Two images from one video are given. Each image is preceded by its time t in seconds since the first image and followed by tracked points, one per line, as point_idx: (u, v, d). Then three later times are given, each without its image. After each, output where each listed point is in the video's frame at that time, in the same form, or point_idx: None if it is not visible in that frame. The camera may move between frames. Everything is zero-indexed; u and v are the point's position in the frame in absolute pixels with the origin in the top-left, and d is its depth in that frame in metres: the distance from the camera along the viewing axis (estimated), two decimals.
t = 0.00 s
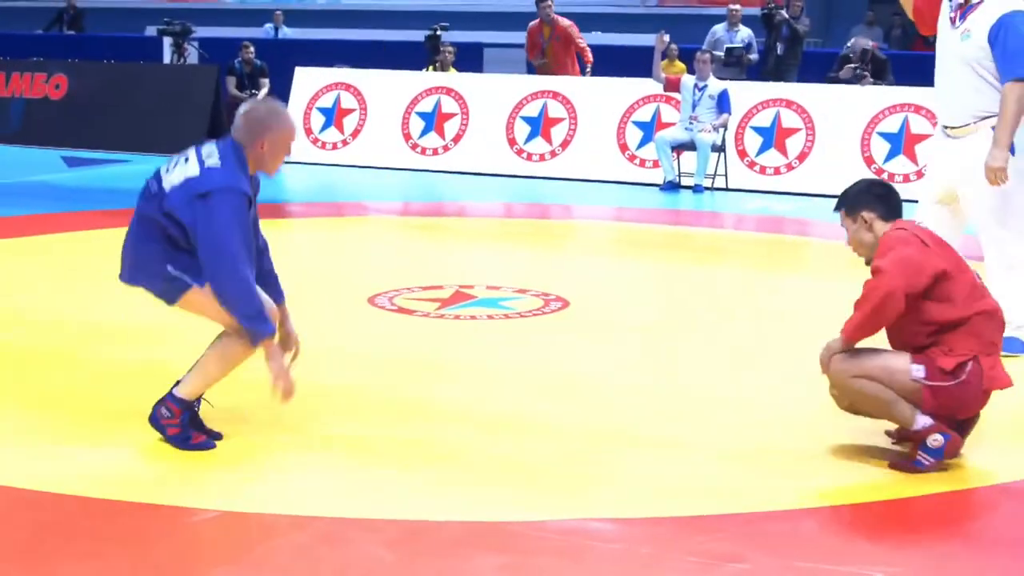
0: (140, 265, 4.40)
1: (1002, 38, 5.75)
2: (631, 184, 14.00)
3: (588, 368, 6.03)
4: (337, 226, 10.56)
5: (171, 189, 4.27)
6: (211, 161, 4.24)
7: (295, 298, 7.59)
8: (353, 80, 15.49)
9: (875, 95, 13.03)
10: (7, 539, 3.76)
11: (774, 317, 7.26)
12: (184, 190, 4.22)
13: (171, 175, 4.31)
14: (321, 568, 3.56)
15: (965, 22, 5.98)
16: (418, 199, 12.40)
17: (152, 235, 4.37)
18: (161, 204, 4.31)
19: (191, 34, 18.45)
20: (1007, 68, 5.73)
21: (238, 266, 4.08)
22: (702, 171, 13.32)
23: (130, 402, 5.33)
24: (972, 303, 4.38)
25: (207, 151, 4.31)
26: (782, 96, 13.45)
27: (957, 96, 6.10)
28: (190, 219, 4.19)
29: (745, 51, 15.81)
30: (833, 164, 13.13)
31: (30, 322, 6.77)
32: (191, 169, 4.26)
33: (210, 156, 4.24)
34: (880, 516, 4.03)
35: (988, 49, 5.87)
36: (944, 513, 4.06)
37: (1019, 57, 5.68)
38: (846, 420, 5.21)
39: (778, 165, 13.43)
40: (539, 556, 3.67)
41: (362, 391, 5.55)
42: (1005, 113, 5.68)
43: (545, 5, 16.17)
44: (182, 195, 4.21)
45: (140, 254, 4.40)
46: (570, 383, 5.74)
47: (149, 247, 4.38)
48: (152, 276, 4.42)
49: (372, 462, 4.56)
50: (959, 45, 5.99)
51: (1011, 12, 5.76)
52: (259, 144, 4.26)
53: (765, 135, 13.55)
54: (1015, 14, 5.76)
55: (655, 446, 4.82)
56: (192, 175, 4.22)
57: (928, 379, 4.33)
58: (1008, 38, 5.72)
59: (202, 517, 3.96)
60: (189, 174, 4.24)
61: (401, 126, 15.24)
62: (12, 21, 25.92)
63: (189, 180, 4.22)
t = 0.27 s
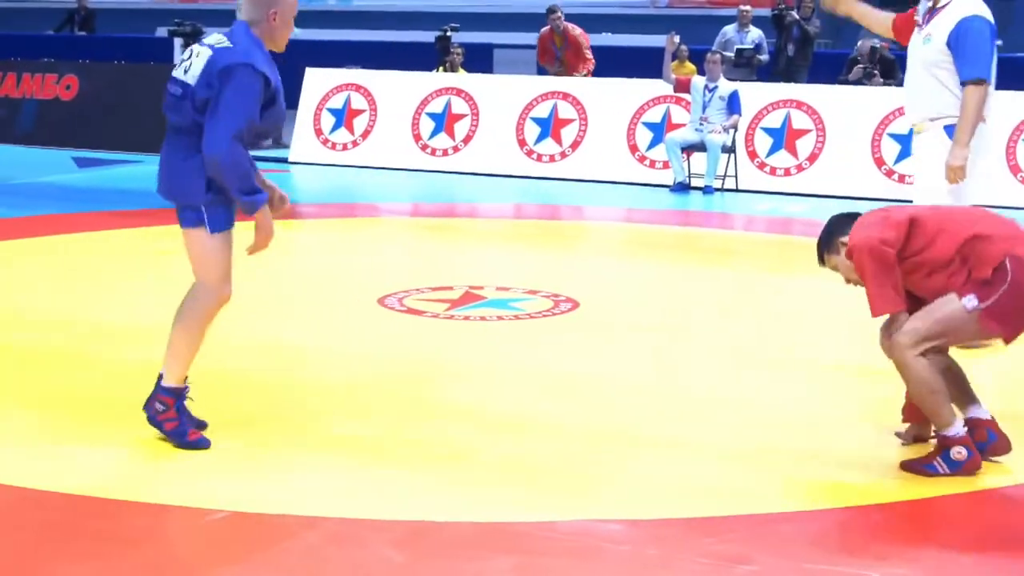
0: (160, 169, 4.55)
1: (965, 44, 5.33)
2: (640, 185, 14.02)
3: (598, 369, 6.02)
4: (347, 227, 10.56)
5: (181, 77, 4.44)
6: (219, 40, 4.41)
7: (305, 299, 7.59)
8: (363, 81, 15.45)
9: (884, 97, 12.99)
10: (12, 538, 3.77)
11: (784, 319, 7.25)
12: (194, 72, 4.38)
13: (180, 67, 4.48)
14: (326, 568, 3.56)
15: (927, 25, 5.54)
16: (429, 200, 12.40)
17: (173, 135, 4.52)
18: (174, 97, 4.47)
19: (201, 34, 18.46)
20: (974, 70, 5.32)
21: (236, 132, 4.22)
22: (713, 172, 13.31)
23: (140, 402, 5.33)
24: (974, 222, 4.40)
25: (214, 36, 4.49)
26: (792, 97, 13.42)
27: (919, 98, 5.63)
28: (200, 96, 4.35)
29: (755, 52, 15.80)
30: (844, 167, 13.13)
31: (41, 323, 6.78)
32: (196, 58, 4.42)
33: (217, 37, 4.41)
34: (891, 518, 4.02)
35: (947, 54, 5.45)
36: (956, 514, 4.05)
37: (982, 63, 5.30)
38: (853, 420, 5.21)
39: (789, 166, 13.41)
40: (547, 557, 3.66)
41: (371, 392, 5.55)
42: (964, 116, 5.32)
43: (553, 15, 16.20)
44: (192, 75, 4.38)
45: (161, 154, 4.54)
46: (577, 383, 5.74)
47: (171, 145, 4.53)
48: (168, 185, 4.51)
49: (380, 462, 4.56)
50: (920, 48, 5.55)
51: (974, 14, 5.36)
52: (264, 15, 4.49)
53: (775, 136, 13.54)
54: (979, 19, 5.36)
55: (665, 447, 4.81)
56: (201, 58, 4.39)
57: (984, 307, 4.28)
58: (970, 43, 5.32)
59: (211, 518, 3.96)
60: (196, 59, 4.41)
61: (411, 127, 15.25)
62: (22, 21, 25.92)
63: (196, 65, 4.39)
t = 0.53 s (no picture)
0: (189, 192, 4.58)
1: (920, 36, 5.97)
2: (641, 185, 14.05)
3: (599, 369, 6.02)
4: (348, 226, 10.56)
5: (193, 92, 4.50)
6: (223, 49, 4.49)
7: (306, 299, 7.59)
8: (364, 81, 15.45)
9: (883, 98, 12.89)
10: (14, 538, 3.77)
11: (786, 318, 7.25)
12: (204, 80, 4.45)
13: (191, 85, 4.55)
14: (328, 568, 3.56)
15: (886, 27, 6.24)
16: (430, 199, 12.40)
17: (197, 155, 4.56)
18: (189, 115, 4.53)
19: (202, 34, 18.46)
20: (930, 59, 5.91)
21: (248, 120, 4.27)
22: (713, 172, 13.33)
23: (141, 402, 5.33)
24: (970, 157, 4.42)
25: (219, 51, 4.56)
26: (792, 97, 13.33)
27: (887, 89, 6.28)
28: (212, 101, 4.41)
29: (756, 51, 15.80)
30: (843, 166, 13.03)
31: (42, 323, 6.78)
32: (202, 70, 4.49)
33: (219, 46, 4.48)
34: (893, 518, 4.01)
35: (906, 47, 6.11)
36: (958, 514, 4.04)
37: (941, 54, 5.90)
38: (855, 421, 5.21)
39: (790, 166, 13.37)
40: (549, 557, 3.66)
41: (372, 391, 5.55)
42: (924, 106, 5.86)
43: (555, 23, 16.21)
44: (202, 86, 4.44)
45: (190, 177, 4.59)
46: (578, 383, 5.74)
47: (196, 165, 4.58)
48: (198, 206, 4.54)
49: (382, 462, 4.56)
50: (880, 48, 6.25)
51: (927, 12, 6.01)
52: (265, 19, 4.56)
53: (776, 136, 13.50)
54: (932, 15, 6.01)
55: (667, 447, 4.80)
56: (208, 68, 4.46)
57: (980, 260, 4.30)
58: (925, 37, 5.95)
59: (213, 518, 3.96)
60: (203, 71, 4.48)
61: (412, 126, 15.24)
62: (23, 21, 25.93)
63: (203, 75, 4.46)
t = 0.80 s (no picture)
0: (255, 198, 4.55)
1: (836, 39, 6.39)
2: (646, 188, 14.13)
3: (602, 371, 6.01)
4: (350, 228, 10.56)
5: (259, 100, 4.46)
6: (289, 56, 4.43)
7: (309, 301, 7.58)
8: (365, 84, 15.38)
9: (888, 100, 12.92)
10: (19, 539, 3.77)
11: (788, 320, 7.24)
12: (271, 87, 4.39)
13: (254, 92, 4.50)
14: (334, 569, 3.56)
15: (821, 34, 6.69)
16: (432, 202, 12.39)
17: (264, 161, 4.52)
18: (255, 122, 4.48)
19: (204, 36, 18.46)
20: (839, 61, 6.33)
21: (320, 129, 4.23)
22: (715, 175, 13.35)
23: (144, 404, 5.32)
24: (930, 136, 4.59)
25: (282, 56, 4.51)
26: (795, 99, 13.23)
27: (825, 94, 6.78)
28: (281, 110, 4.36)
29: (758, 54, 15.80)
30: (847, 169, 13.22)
31: (46, 324, 6.77)
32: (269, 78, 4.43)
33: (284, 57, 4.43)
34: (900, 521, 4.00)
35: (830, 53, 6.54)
36: (962, 517, 4.04)
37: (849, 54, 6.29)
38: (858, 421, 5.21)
39: (792, 168, 13.41)
40: (554, 560, 3.65)
41: (376, 393, 5.54)
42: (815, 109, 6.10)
43: (559, 26, 16.18)
44: (270, 94, 4.39)
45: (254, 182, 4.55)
46: (582, 384, 5.74)
47: (263, 171, 4.54)
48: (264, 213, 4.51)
49: (386, 464, 4.56)
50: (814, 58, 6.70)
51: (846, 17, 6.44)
52: (330, 27, 4.47)
53: (779, 138, 13.45)
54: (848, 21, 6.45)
55: (671, 449, 4.80)
56: (275, 75, 4.41)
57: (907, 249, 4.59)
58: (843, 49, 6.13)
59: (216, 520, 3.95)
60: (269, 78, 4.42)
61: (414, 129, 15.25)
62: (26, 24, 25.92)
63: (271, 81, 4.40)
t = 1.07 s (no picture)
0: (341, 208, 4.53)
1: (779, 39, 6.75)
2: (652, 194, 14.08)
3: (611, 376, 6.01)
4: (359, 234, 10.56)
5: (348, 110, 4.43)
6: (375, 63, 4.41)
7: (319, 306, 7.59)
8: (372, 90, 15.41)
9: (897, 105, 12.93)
10: (27, 544, 3.77)
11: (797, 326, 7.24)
12: (364, 96, 4.38)
13: (337, 102, 4.48)
14: None
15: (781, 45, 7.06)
16: (440, 208, 12.42)
17: (350, 167, 4.51)
18: (342, 130, 4.46)
19: (212, 42, 18.48)
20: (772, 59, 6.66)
21: (434, 135, 4.27)
22: (723, 181, 13.37)
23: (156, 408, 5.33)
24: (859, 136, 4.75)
25: (359, 62, 4.48)
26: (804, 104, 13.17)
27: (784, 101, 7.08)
28: (382, 118, 4.36)
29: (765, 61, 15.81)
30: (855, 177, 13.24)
31: (56, 328, 6.78)
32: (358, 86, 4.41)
33: (371, 63, 4.41)
34: (908, 528, 4.00)
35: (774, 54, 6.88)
36: (972, 524, 4.04)
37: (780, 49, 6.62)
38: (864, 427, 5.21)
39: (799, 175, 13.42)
40: (563, 566, 3.65)
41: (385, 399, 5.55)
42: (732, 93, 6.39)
43: (569, 37, 16.16)
44: (368, 104, 4.37)
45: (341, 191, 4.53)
46: (589, 390, 5.75)
47: (351, 178, 4.53)
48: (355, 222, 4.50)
49: (395, 469, 4.56)
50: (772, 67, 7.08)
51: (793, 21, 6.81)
52: (408, 29, 4.48)
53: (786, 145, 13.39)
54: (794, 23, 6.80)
55: (682, 455, 4.80)
56: (368, 84, 4.38)
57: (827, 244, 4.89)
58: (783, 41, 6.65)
59: (228, 526, 3.95)
60: (360, 87, 4.40)
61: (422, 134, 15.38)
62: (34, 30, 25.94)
63: (365, 90, 4.38)
